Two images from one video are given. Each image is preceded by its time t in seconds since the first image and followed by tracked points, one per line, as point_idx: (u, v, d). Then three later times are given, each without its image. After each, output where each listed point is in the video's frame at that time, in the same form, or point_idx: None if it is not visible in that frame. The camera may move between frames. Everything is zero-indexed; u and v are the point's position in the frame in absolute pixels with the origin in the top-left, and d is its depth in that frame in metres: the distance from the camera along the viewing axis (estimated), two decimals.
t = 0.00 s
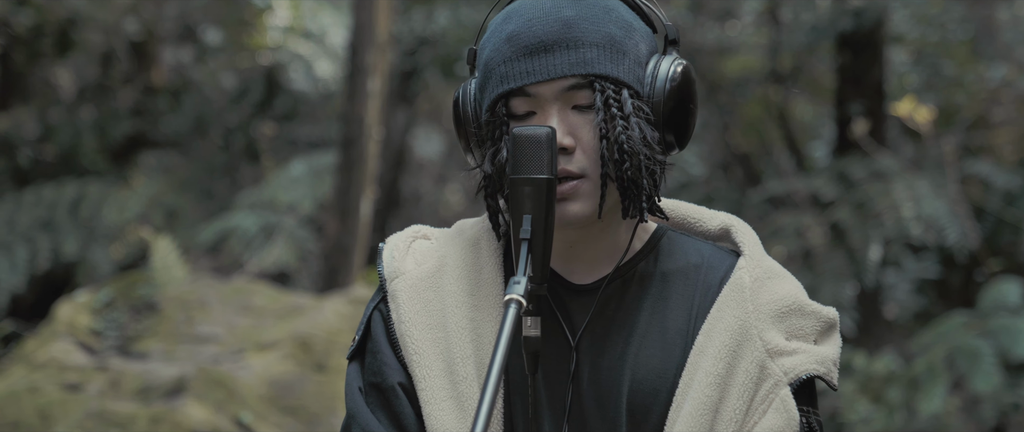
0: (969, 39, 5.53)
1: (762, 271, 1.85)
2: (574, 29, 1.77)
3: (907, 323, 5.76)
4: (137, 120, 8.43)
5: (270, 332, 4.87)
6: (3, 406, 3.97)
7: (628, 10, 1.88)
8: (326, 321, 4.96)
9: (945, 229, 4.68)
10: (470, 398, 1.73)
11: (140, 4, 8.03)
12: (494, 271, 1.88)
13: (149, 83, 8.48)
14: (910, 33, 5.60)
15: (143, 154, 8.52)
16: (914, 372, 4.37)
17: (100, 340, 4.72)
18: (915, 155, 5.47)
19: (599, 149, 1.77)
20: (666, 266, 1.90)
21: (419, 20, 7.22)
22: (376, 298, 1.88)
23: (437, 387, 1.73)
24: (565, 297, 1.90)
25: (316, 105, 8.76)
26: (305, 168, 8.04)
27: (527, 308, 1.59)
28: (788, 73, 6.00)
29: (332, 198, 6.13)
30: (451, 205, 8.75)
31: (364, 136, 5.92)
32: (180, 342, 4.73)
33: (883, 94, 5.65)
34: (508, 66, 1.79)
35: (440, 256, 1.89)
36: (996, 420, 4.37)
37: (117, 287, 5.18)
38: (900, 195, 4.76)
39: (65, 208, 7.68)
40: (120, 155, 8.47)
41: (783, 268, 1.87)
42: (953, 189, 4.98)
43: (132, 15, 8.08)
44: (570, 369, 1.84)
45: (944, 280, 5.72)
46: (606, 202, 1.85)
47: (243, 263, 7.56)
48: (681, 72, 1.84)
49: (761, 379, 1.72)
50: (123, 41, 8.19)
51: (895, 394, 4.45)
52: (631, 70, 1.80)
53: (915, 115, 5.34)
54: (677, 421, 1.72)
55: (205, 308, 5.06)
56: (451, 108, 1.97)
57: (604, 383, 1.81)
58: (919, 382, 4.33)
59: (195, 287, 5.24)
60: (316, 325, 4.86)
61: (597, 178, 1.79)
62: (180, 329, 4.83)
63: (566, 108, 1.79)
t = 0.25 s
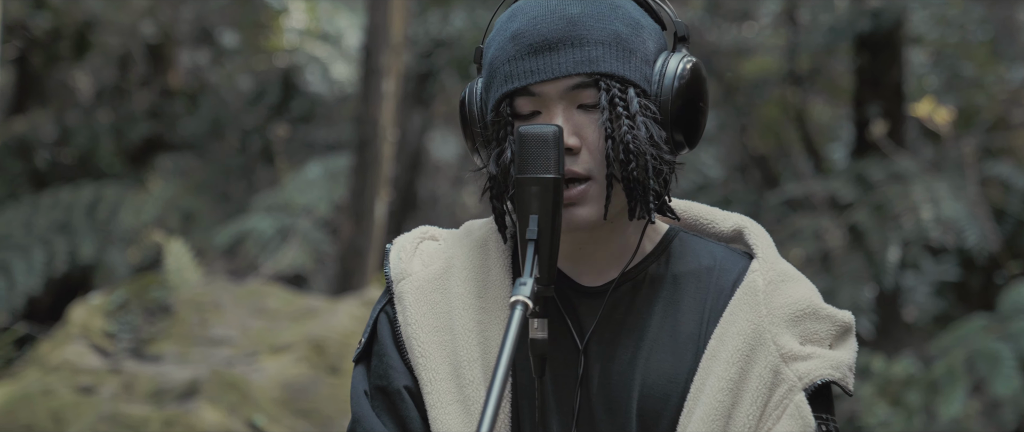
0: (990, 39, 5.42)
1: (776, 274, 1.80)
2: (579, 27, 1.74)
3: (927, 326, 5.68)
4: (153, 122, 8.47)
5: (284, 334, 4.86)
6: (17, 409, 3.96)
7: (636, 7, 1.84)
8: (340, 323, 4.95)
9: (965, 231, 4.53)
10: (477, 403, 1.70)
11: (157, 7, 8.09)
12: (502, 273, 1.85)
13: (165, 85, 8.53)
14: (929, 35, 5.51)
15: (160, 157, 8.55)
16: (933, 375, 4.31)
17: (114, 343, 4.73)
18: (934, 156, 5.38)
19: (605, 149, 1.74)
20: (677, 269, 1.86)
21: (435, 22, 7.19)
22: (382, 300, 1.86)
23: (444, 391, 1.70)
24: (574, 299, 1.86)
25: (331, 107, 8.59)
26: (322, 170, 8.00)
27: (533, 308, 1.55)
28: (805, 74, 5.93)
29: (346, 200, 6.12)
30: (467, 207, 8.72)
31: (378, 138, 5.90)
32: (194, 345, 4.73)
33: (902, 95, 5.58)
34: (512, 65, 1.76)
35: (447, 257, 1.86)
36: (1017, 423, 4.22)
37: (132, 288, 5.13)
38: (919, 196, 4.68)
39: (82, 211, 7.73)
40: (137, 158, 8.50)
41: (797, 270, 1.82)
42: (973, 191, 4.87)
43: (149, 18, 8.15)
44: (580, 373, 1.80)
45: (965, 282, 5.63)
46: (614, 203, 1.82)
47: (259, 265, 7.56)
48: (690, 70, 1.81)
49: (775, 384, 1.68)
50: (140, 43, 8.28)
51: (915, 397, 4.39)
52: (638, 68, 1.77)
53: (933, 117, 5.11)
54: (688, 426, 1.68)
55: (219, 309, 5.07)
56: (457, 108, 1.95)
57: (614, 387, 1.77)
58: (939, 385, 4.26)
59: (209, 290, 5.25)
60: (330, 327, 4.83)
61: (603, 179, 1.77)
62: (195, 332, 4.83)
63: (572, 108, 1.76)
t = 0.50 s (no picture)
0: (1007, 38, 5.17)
1: (791, 275, 1.76)
2: (592, 22, 1.71)
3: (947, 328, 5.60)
4: (170, 123, 8.50)
5: (298, 335, 4.85)
6: (29, 411, 3.98)
7: (650, 4, 1.81)
8: (354, 325, 4.93)
9: (984, 231, 4.46)
10: (486, 407, 1.67)
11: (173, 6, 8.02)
12: (513, 276, 1.81)
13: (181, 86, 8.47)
14: (948, 33, 5.52)
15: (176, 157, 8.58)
16: (952, 377, 4.20)
17: (128, 344, 4.74)
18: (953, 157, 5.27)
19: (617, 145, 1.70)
20: (690, 272, 1.82)
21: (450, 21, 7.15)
22: (391, 303, 1.83)
23: (452, 396, 1.67)
24: (587, 303, 1.82)
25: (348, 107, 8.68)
26: (338, 170, 7.99)
27: (544, 314, 1.53)
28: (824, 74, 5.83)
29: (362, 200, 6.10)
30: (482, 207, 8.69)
31: (394, 139, 5.89)
32: (208, 346, 4.73)
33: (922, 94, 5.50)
34: (524, 61, 1.74)
35: (457, 260, 1.83)
36: None
37: (143, 293, 5.20)
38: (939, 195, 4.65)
39: (98, 212, 7.76)
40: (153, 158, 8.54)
41: (815, 272, 1.78)
42: (993, 191, 4.72)
43: (166, 17, 8.11)
44: (590, 377, 1.77)
45: (984, 283, 5.57)
46: (626, 201, 1.77)
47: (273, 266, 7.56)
48: (705, 67, 1.77)
49: (788, 388, 1.64)
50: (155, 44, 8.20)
51: (934, 399, 4.32)
52: (652, 64, 1.74)
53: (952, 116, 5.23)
54: None
55: (233, 310, 5.07)
56: (468, 106, 1.93)
57: (625, 392, 1.74)
58: (956, 387, 4.18)
59: (223, 291, 5.25)
60: (344, 329, 4.82)
61: (616, 177, 1.73)
62: (208, 333, 4.84)
63: (584, 104, 1.73)
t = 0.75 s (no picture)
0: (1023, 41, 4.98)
1: (805, 286, 1.71)
2: (599, 28, 1.68)
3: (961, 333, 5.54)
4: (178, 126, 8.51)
5: (306, 341, 4.81)
6: (36, 417, 3.97)
7: (660, 7, 1.77)
8: (362, 330, 4.90)
9: (998, 235, 4.42)
10: (493, 421, 1.63)
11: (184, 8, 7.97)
12: (523, 287, 1.78)
13: (189, 89, 8.62)
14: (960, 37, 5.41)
15: (185, 161, 8.58)
16: (965, 383, 4.22)
17: (135, 349, 4.72)
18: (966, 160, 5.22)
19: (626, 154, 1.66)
20: (703, 283, 1.78)
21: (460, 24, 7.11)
22: (399, 315, 1.79)
23: (459, 408, 1.64)
24: (597, 314, 1.79)
25: (356, 110, 8.58)
26: (347, 174, 7.95)
27: (555, 326, 1.49)
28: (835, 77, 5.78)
29: (371, 205, 6.06)
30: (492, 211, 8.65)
31: (403, 143, 5.86)
32: (216, 351, 4.70)
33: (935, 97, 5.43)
34: (531, 68, 1.70)
35: (465, 271, 1.80)
36: None
37: (150, 296, 5.23)
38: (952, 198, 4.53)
39: (107, 215, 7.77)
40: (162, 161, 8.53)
41: (830, 282, 1.74)
42: (1006, 195, 4.67)
43: (175, 20, 8.02)
44: (600, 389, 1.73)
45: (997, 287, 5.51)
46: (636, 210, 1.74)
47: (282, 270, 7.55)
48: (717, 72, 1.73)
49: (800, 401, 1.60)
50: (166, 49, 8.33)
51: (948, 405, 4.26)
52: (662, 71, 1.70)
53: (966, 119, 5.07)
54: None
55: (241, 315, 5.04)
56: (475, 114, 1.89)
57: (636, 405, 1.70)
58: (971, 393, 4.18)
59: (231, 295, 5.23)
60: (353, 335, 4.78)
61: (626, 185, 1.69)
62: (216, 338, 4.81)
63: (593, 112, 1.69)
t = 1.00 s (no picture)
0: None
1: (819, 296, 1.67)
2: (610, 31, 1.64)
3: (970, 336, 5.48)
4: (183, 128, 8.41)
5: (309, 345, 4.77)
6: (38, 421, 3.94)
7: (671, 10, 1.73)
8: (366, 334, 4.85)
9: (1007, 238, 4.43)
10: None
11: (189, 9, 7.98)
12: (530, 296, 1.74)
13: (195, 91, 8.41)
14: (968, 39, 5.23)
15: (189, 163, 8.55)
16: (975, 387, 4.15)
17: (138, 353, 4.68)
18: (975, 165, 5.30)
19: (637, 161, 1.63)
20: (715, 293, 1.74)
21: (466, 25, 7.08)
22: (402, 324, 1.75)
23: (464, 421, 1.60)
24: (606, 324, 1.75)
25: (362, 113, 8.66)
26: (352, 176, 7.92)
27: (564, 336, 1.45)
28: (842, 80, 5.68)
29: (375, 207, 6.02)
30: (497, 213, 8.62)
31: (407, 146, 5.82)
32: (219, 355, 4.67)
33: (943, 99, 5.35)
34: (539, 72, 1.66)
35: (471, 279, 1.76)
36: None
37: (154, 300, 5.11)
38: (961, 202, 4.49)
39: (111, 217, 7.74)
40: (167, 163, 8.50)
41: (845, 292, 1.69)
42: (1016, 197, 4.68)
43: (180, 22, 8.03)
44: (608, 401, 1.69)
45: (1006, 291, 5.47)
46: (646, 218, 1.70)
47: (286, 272, 7.53)
48: (730, 76, 1.69)
49: (815, 414, 1.55)
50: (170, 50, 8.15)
51: (957, 410, 4.21)
52: (674, 75, 1.66)
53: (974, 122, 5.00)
54: None
55: (244, 319, 5.01)
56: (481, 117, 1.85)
57: (645, 418, 1.66)
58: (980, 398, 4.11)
59: (235, 299, 5.19)
60: (357, 339, 4.74)
61: (636, 192, 1.65)
62: (219, 342, 4.78)
63: (602, 117, 1.65)
